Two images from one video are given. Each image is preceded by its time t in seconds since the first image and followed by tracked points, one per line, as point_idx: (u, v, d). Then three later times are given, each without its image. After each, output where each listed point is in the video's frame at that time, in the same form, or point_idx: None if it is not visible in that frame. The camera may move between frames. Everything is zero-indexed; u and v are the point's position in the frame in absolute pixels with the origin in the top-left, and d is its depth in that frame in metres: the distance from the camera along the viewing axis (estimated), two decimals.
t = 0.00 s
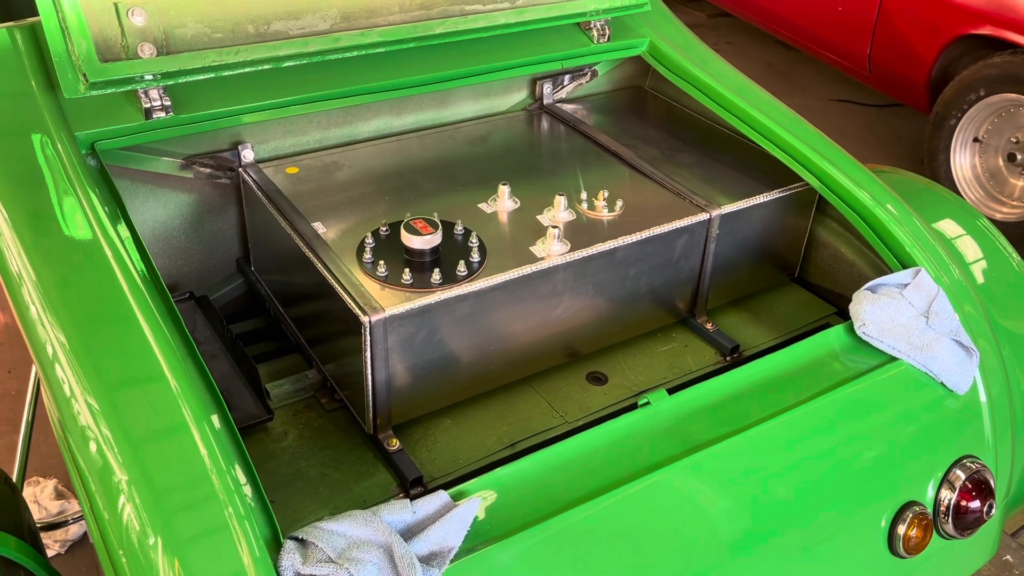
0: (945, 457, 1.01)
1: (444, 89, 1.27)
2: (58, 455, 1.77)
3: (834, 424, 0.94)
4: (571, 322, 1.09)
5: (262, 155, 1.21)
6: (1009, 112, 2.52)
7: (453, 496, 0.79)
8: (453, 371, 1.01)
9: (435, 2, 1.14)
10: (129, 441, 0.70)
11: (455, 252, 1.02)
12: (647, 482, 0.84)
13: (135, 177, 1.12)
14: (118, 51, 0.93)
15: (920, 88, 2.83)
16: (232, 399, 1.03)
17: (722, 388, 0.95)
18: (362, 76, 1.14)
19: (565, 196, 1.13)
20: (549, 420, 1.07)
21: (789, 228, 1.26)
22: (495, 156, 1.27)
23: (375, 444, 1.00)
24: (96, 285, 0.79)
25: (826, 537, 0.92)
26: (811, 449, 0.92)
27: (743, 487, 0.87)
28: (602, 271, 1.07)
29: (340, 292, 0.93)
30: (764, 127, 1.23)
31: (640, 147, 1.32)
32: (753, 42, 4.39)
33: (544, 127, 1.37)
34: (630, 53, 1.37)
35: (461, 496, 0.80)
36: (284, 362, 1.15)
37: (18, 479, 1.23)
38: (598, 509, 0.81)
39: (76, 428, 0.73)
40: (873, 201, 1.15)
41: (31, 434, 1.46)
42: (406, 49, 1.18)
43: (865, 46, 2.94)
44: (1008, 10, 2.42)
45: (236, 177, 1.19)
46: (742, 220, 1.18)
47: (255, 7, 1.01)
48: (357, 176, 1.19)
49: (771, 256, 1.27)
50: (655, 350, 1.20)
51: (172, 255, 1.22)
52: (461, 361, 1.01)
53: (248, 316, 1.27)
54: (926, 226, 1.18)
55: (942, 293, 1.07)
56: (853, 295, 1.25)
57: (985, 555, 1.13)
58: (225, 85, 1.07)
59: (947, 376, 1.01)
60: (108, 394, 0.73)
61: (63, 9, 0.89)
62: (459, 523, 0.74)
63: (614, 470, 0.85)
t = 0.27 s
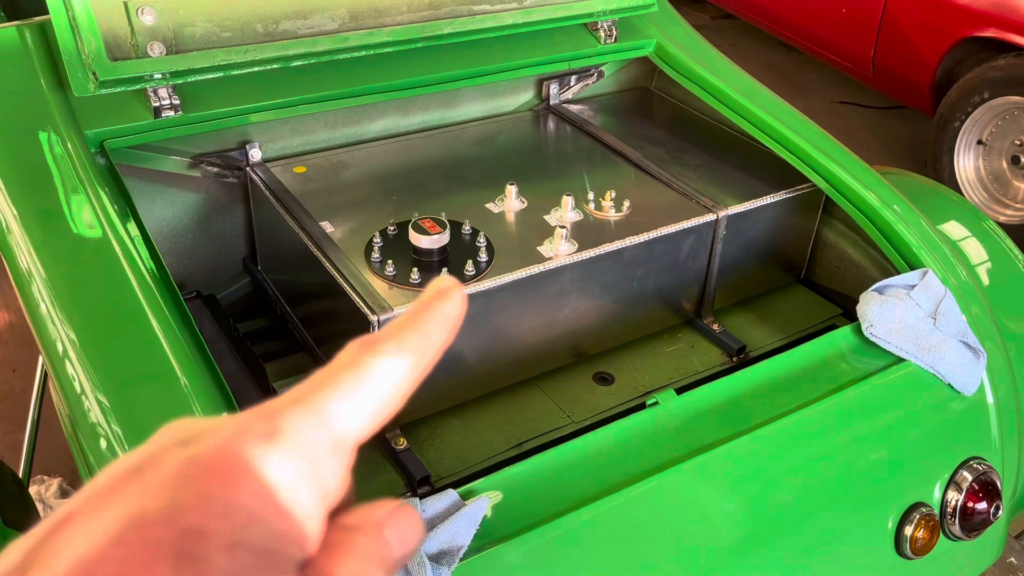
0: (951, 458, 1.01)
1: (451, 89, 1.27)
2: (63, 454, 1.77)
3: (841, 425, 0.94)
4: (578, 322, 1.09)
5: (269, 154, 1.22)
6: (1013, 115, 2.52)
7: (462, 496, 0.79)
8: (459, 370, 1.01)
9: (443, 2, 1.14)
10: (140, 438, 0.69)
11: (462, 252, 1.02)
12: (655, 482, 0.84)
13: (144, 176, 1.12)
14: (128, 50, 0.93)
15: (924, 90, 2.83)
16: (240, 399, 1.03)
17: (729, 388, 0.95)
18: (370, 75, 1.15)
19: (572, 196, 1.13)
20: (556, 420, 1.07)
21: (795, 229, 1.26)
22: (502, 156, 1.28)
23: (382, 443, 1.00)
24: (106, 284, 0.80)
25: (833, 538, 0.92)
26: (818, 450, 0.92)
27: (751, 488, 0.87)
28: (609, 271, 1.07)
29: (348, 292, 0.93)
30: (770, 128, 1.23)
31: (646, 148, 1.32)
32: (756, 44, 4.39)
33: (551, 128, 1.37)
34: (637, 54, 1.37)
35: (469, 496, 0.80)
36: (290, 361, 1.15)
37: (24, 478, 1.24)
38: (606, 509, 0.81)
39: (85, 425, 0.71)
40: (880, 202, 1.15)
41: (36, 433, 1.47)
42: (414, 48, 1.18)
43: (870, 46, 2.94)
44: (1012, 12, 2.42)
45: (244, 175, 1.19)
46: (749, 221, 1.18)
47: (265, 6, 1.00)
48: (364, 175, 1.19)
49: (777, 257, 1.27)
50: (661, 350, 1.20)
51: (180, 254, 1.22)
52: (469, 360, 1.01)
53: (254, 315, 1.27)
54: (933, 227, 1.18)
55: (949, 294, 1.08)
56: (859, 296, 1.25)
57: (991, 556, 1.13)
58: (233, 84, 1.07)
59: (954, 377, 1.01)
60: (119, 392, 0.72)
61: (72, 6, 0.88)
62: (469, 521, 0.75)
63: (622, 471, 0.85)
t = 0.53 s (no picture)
0: (954, 461, 1.01)
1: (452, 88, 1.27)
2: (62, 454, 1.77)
3: (844, 428, 0.94)
4: (579, 323, 1.08)
5: (268, 154, 1.21)
6: (1016, 116, 2.51)
7: (462, 497, 0.78)
8: (459, 371, 1.01)
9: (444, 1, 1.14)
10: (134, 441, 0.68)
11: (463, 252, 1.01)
12: (654, 485, 0.83)
13: (142, 175, 1.11)
14: (127, 48, 0.93)
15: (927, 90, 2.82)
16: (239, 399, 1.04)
17: (731, 390, 0.95)
18: (371, 74, 1.14)
19: (573, 196, 1.12)
20: (557, 421, 1.06)
21: (798, 230, 1.25)
22: (503, 156, 1.27)
23: (381, 445, 0.99)
24: (104, 284, 0.79)
25: (835, 542, 0.92)
26: (820, 453, 0.91)
27: (752, 490, 0.87)
28: (611, 272, 1.06)
29: (348, 292, 0.92)
30: (773, 128, 1.23)
31: (648, 148, 1.31)
32: (759, 44, 4.39)
33: (552, 127, 1.37)
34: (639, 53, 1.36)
35: (469, 497, 0.79)
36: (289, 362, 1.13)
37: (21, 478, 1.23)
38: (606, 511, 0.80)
39: (84, 425, 0.72)
40: (884, 203, 1.14)
41: (35, 433, 1.46)
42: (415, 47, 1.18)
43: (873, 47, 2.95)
44: (1016, 13, 2.41)
45: (244, 175, 1.19)
46: (751, 222, 1.17)
47: (262, 4, 1.01)
48: (364, 174, 1.18)
49: (779, 258, 1.26)
50: (662, 352, 1.19)
51: (179, 253, 1.21)
52: (469, 361, 1.01)
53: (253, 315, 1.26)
54: (936, 229, 1.18)
55: (952, 296, 1.07)
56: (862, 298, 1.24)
57: (994, 560, 1.12)
58: (233, 82, 1.07)
59: (957, 379, 1.01)
60: (115, 392, 0.71)
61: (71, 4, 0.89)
62: (468, 523, 0.74)
63: (623, 473, 0.84)
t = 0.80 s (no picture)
0: (961, 462, 1.00)
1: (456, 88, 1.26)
2: (63, 454, 1.76)
3: (850, 429, 0.93)
4: (583, 323, 1.08)
5: (271, 153, 1.20)
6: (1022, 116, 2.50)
7: (467, 498, 0.78)
8: (463, 372, 1.00)
9: None
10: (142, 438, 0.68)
11: (467, 252, 1.01)
12: (659, 487, 0.83)
13: (145, 175, 1.10)
14: (131, 49, 0.93)
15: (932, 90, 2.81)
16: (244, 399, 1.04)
17: (736, 391, 0.94)
18: (374, 72, 1.14)
19: (578, 196, 1.12)
20: (562, 422, 1.05)
21: (803, 230, 1.25)
22: (507, 155, 1.27)
23: (385, 446, 0.98)
24: (108, 283, 0.79)
25: (841, 544, 0.91)
26: (826, 455, 0.91)
27: (758, 492, 0.86)
28: (616, 272, 1.06)
29: (350, 291, 0.92)
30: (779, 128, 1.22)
31: (653, 148, 1.31)
32: (763, 43, 4.37)
33: (556, 127, 1.36)
34: (642, 52, 1.36)
35: (474, 498, 0.79)
36: (292, 362, 1.12)
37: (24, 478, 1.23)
38: (611, 513, 0.80)
39: (88, 425, 0.71)
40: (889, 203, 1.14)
41: (37, 433, 1.46)
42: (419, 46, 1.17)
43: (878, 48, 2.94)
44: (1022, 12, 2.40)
45: (245, 175, 1.18)
46: (757, 222, 1.17)
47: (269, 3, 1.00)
48: (368, 174, 1.18)
49: (784, 258, 1.26)
50: (668, 352, 1.19)
51: (182, 253, 1.21)
52: (474, 361, 1.00)
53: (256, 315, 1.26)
54: (943, 229, 1.17)
55: (959, 297, 1.06)
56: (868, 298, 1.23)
57: (1000, 562, 1.12)
58: (237, 82, 1.07)
59: (963, 381, 1.00)
60: (123, 391, 0.71)
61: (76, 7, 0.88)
62: (473, 524, 0.73)
63: (628, 474, 0.84)
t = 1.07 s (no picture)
0: (962, 461, 1.00)
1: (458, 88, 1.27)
2: (65, 453, 1.77)
3: (851, 428, 0.93)
4: (585, 322, 1.08)
5: (274, 153, 1.21)
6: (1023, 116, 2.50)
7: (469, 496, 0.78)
8: (465, 371, 1.01)
9: None
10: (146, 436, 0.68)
11: (469, 251, 1.01)
12: (659, 486, 0.83)
13: (148, 173, 1.11)
14: (134, 47, 0.93)
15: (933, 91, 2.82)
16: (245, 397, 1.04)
17: (738, 390, 0.94)
18: (377, 72, 1.14)
19: (579, 195, 1.12)
20: (563, 420, 1.06)
21: (804, 230, 1.25)
22: (508, 155, 1.27)
23: (387, 444, 0.98)
24: (111, 281, 0.79)
25: (840, 543, 0.91)
26: (827, 453, 0.91)
27: (758, 491, 0.87)
28: (617, 272, 1.06)
29: (353, 290, 0.92)
30: (780, 127, 1.23)
31: (654, 148, 1.31)
32: (763, 44, 4.38)
33: (558, 127, 1.36)
34: (644, 53, 1.36)
35: (476, 496, 0.79)
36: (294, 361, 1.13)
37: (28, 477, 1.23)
38: (612, 510, 0.80)
39: (91, 423, 0.71)
40: (890, 203, 1.14)
41: (39, 431, 1.46)
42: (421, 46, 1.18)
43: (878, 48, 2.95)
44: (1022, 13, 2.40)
45: (248, 174, 1.19)
46: (758, 221, 1.17)
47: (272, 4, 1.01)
48: (370, 174, 1.18)
49: (785, 257, 1.26)
50: (669, 351, 1.19)
51: (184, 253, 1.22)
52: (475, 361, 1.01)
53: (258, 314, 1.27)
54: (943, 229, 1.17)
55: (959, 297, 1.06)
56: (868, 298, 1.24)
57: (1000, 561, 1.12)
58: (239, 81, 1.07)
59: (963, 380, 1.00)
60: (125, 389, 0.71)
61: (80, 5, 0.89)
62: (475, 522, 0.73)
63: (630, 473, 0.84)
